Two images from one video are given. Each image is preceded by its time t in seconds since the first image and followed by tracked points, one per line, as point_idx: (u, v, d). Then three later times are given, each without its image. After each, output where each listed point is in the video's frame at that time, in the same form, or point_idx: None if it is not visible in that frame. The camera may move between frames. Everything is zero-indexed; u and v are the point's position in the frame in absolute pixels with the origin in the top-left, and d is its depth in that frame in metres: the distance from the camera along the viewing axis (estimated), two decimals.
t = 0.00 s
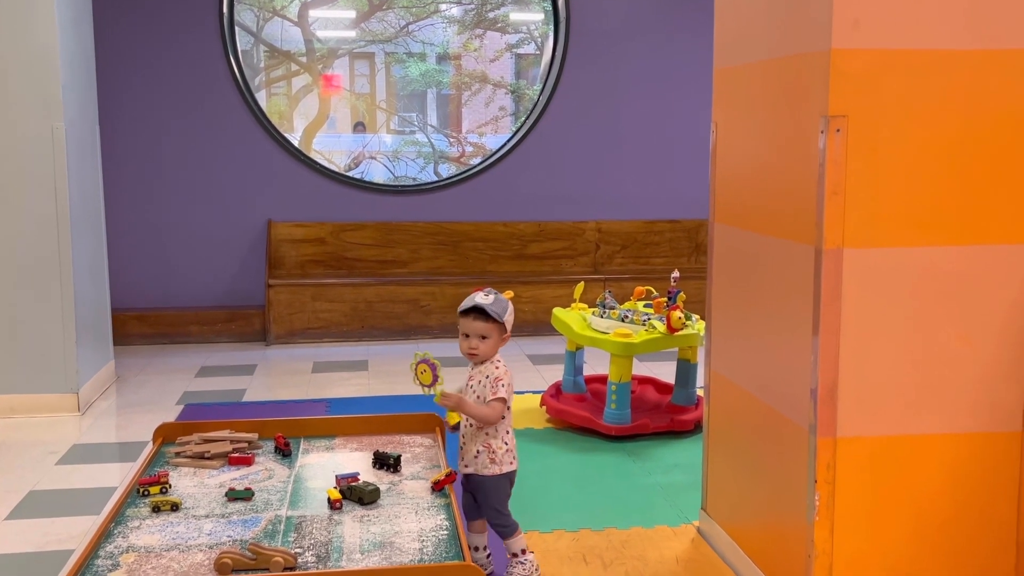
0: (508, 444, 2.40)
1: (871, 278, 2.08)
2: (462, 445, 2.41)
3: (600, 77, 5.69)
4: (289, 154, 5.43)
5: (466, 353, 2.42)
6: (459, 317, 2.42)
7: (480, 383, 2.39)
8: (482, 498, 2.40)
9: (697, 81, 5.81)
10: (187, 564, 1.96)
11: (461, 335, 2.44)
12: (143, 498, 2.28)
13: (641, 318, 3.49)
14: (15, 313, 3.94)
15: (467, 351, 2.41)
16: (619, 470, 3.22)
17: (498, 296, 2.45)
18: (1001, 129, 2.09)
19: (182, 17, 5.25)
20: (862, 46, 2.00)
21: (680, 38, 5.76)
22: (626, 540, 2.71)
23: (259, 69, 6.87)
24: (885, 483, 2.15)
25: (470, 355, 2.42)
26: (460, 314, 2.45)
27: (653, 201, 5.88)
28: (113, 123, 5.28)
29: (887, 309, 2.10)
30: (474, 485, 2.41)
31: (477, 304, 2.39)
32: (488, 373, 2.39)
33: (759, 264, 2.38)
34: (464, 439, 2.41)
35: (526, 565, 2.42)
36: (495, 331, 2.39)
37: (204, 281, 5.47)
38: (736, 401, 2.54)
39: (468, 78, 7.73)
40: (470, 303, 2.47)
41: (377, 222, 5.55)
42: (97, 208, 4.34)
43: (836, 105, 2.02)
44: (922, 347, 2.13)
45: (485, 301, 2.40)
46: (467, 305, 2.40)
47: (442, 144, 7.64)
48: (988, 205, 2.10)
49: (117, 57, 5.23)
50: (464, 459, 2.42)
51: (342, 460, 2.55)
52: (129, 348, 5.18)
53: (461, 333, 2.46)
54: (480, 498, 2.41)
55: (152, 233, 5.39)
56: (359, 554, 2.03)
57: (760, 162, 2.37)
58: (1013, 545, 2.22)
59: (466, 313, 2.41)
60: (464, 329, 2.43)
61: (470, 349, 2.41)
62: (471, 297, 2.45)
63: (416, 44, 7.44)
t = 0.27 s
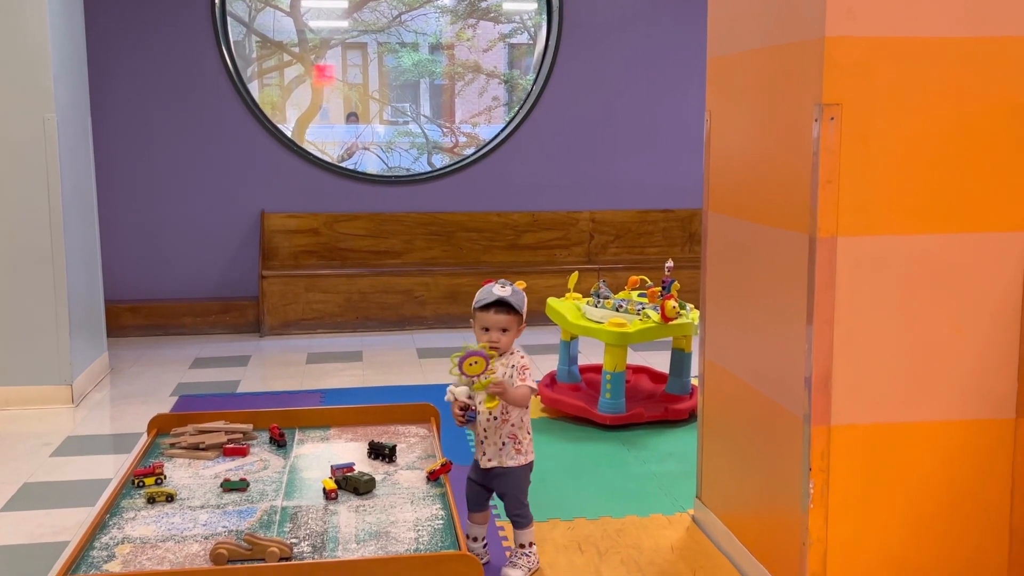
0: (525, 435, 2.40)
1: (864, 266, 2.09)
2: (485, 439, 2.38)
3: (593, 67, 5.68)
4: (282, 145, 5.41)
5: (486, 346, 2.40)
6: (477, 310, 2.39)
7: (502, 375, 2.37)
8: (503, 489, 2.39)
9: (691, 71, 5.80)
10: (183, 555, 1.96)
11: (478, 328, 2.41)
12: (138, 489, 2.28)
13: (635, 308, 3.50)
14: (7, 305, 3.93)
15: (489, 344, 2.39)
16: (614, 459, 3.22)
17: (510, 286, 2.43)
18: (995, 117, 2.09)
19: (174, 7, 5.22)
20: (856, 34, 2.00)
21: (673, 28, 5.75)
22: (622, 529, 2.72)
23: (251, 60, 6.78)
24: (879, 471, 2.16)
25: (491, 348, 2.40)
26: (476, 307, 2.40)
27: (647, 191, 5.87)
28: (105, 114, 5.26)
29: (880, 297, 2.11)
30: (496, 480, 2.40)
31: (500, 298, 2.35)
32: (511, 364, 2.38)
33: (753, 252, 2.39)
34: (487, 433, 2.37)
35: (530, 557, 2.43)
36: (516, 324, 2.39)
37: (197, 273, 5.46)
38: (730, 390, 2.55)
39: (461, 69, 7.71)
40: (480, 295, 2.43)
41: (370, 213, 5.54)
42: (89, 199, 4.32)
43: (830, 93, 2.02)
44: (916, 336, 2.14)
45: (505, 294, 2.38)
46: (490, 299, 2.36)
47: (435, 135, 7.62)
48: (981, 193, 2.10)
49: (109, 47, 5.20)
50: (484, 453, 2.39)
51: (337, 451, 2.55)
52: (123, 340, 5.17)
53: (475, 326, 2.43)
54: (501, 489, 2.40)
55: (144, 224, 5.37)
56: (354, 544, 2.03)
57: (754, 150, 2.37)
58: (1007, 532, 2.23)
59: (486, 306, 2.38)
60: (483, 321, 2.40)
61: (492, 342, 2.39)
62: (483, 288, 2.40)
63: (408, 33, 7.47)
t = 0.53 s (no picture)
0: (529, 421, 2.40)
1: (854, 247, 2.09)
2: (497, 427, 2.35)
3: (583, 51, 5.67)
4: (271, 131, 5.39)
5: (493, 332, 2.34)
6: (483, 296, 2.32)
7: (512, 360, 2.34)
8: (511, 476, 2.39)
9: (680, 55, 5.80)
10: (176, 540, 1.96)
11: (484, 314, 2.35)
12: (130, 475, 2.28)
13: (626, 292, 3.50)
14: None
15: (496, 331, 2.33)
16: (606, 443, 3.24)
17: (515, 271, 2.37)
18: (984, 97, 2.09)
19: None
20: (845, 14, 2.00)
21: (663, 12, 5.74)
22: (614, 512, 2.73)
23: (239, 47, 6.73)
24: (869, 450, 2.17)
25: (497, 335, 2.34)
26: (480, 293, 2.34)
27: (638, 176, 5.87)
28: (92, 101, 5.22)
29: (870, 278, 2.11)
30: (506, 465, 2.38)
31: (508, 283, 2.31)
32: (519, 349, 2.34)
33: (743, 234, 2.39)
34: (499, 420, 2.34)
35: (525, 541, 2.45)
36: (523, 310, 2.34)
37: (187, 260, 5.44)
38: (722, 372, 2.56)
39: (450, 54, 7.75)
40: (484, 280, 2.37)
41: (360, 199, 5.53)
42: (77, 186, 4.30)
43: (820, 74, 2.02)
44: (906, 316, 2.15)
45: (512, 279, 2.33)
46: (497, 285, 2.30)
47: (425, 122, 7.60)
48: (970, 173, 2.11)
49: (95, 33, 5.17)
50: (494, 441, 2.36)
51: (330, 436, 2.55)
52: (113, 328, 5.15)
53: (480, 312, 2.36)
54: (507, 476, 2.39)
55: (133, 212, 5.35)
56: (348, 528, 2.03)
57: (744, 132, 2.37)
58: (996, 510, 2.25)
59: (492, 292, 2.32)
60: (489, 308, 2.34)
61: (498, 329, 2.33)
62: (489, 273, 2.35)
63: (397, 19, 7.43)
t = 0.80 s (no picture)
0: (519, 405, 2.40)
1: (836, 222, 2.11)
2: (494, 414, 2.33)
3: (565, 32, 5.65)
4: (253, 115, 5.36)
5: (481, 316, 2.35)
6: (466, 281, 2.32)
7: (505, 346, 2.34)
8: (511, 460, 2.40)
9: (663, 35, 5.79)
10: (164, 522, 1.96)
11: (468, 298, 2.35)
12: (117, 459, 2.27)
13: (611, 272, 3.51)
14: None
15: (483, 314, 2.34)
16: (593, 422, 3.25)
17: (497, 253, 2.38)
18: (963, 72, 2.10)
19: None
20: None
21: None
22: (600, 489, 2.75)
23: (219, 30, 6.71)
24: (852, 424, 2.19)
25: (484, 318, 2.35)
26: (466, 277, 2.34)
27: (621, 156, 5.88)
28: (71, 86, 5.18)
29: (852, 253, 2.13)
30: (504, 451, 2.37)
31: (490, 267, 2.32)
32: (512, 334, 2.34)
33: (727, 211, 2.40)
34: (495, 408, 2.33)
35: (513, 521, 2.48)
36: (508, 290, 2.35)
37: (170, 246, 5.41)
38: (706, 349, 2.57)
39: (432, 37, 7.66)
40: (466, 265, 2.37)
41: (343, 182, 5.51)
42: (58, 172, 4.26)
43: (801, 50, 2.03)
44: (887, 290, 2.17)
45: (493, 261, 2.33)
46: (479, 269, 2.31)
47: (408, 105, 7.47)
48: (950, 148, 2.13)
49: (73, 18, 5.11)
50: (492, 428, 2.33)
51: (316, 417, 2.55)
52: (96, 315, 5.12)
53: (465, 296, 2.37)
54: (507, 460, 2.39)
55: (114, 198, 5.31)
56: (335, 508, 2.04)
57: (726, 109, 2.38)
58: (976, 481, 2.28)
59: (475, 276, 2.33)
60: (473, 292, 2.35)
61: (485, 312, 2.34)
62: (470, 258, 2.35)
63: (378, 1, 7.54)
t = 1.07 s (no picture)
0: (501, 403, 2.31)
1: (812, 205, 2.13)
2: (491, 410, 2.24)
3: (541, 21, 5.65)
4: (228, 106, 5.32)
5: (461, 312, 2.25)
6: (446, 274, 2.23)
7: (495, 340, 2.27)
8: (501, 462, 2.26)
9: (638, 22, 5.80)
10: (144, 513, 1.96)
11: (448, 292, 2.25)
12: (96, 451, 2.26)
13: (589, 259, 3.52)
14: None
15: (463, 309, 2.24)
16: (573, 408, 3.27)
17: (474, 245, 2.29)
18: (935, 54, 2.13)
19: None
20: None
21: None
22: (581, 475, 2.77)
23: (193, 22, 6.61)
24: (829, 405, 2.22)
25: (464, 313, 2.25)
26: (445, 270, 2.24)
27: (598, 144, 5.88)
28: (43, 78, 5.12)
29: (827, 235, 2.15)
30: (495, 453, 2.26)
31: (471, 259, 2.22)
32: (499, 329, 2.29)
33: (704, 196, 2.41)
34: (492, 403, 2.24)
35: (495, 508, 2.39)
36: (488, 285, 2.26)
37: (146, 239, 5.37)
38: (684, 333, 2.59)
39: (407, 26, 7.59)
40: (443, 259, 2.27)
41: (320, 173, 5.48)
42: (31, 165, 4.22)
43: (776, 34, 2.04)
44: (863, 272, 2.19)
45: (472, 253, 2.24)
46: (461, 262, 2.21)
47: (384, 94, 7.48)
48: (923, 130, 2.15)
49: (43, 9, 5.05)
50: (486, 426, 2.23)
51: (296, 407, 2.55)
52: (72, 309, 5.08)
53: (444, 291, 2.27)
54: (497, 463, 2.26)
55: (89, 191, 5.26)
56: (317, 496, 2.04)
57: (702, 94, 2.39)
58: (951, 459, 2.31)
59: (456, 269, 2.23)
60: (453, 286, 2.25)
61: (465, 306, 2.24)
62: (447, 251, 2.25)
63: None
